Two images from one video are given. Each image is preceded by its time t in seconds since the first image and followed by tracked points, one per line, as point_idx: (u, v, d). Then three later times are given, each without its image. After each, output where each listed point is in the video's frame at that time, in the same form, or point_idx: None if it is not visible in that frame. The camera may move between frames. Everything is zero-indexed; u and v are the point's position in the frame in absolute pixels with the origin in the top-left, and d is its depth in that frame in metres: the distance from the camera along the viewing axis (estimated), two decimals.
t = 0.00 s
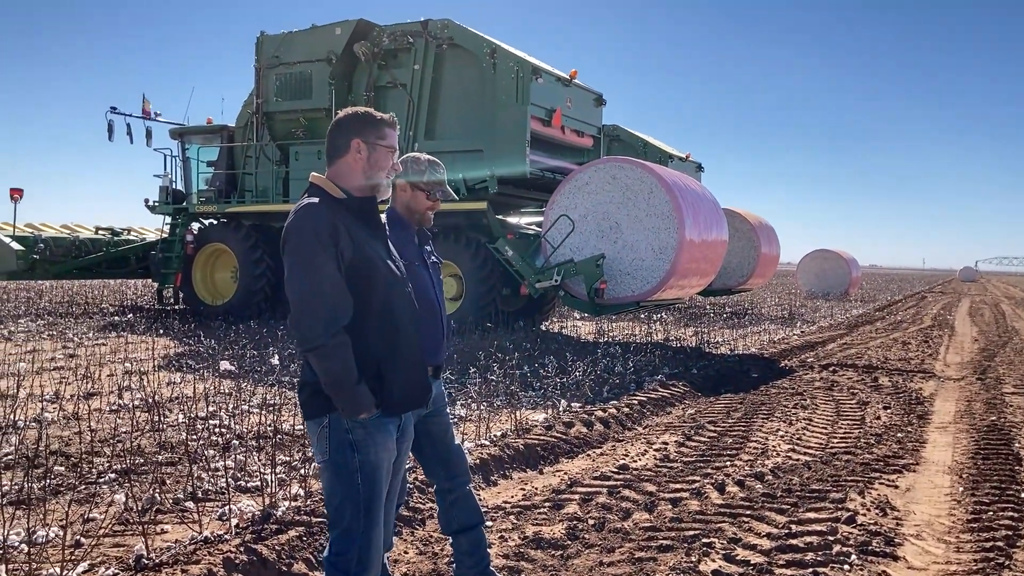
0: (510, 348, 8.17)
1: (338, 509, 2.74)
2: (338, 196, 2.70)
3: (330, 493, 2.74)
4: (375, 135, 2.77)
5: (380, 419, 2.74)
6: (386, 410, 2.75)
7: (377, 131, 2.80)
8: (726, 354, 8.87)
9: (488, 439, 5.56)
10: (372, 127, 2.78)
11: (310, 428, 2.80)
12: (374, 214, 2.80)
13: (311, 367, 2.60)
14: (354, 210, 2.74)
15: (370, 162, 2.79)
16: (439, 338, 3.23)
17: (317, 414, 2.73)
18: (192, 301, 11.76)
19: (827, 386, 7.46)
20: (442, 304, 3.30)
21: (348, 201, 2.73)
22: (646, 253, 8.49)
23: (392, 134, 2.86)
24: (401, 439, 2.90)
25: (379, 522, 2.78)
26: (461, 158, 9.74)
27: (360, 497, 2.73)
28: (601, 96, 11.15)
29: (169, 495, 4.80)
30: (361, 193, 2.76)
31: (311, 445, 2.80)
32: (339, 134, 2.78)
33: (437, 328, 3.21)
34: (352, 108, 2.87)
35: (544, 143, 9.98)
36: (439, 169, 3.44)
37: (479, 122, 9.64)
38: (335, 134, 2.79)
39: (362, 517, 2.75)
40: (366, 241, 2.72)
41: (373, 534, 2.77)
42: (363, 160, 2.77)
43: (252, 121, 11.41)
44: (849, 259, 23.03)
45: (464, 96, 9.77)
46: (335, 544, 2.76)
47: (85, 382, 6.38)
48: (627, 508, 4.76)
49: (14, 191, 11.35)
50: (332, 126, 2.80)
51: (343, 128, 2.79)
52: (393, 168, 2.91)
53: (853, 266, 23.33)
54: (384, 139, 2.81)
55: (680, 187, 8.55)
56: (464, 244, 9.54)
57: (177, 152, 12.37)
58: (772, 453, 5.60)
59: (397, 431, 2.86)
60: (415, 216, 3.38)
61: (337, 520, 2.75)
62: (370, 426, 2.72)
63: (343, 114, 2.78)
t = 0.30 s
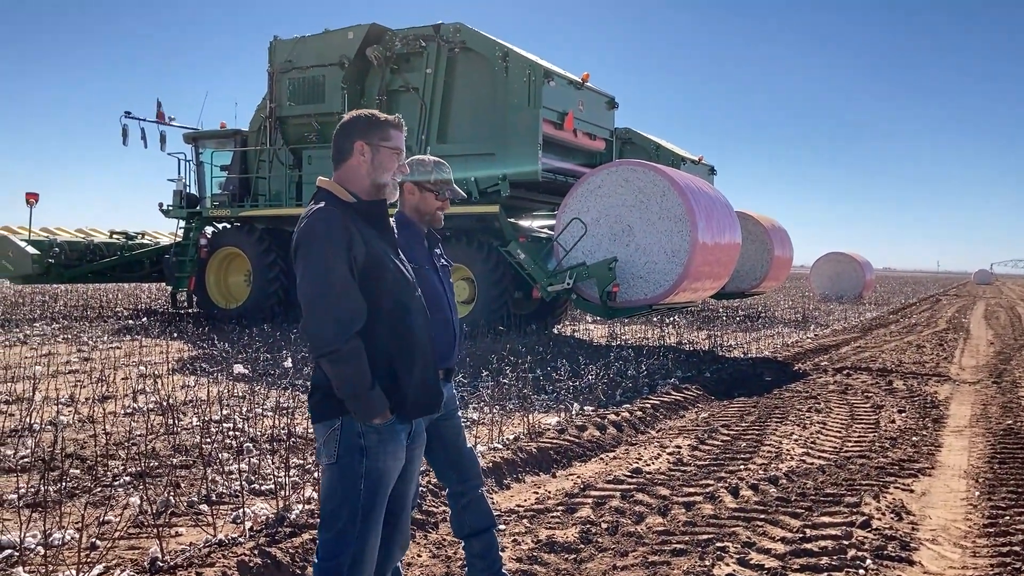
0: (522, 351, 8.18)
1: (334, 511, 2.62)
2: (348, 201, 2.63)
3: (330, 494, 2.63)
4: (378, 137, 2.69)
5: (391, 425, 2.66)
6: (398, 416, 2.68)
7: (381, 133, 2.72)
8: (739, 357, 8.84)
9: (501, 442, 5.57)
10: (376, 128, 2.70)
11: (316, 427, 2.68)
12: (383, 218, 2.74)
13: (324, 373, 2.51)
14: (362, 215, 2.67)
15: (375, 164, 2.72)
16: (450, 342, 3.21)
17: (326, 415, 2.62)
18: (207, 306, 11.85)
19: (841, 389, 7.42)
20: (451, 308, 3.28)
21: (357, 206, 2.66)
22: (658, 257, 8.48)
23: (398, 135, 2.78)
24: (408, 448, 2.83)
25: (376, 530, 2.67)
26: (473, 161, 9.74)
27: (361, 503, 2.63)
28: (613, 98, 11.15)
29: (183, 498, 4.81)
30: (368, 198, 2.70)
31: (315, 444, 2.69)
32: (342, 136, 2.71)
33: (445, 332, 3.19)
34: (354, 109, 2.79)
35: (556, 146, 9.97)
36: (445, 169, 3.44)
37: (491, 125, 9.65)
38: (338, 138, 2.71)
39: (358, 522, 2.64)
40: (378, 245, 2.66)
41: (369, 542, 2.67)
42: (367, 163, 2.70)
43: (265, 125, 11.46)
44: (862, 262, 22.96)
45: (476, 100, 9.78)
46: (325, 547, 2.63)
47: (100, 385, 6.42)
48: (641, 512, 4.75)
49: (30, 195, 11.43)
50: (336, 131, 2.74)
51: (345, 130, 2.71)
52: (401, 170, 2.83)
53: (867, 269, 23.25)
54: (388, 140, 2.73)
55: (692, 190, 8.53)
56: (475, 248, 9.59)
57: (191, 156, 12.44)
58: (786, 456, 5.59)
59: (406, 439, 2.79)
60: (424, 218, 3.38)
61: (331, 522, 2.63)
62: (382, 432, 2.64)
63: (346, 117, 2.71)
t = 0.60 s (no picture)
0: (533, 354, 8.17)
1: (333, 515, 2.59)
2: (365, 201, 2.63)
3: (329, 499, 2.60)
4: (397, 136, 2.70)
5: (393, 431, 2.63)
6: (401, 423, 2.67)
7: (399, 132, 2.73)
8: (751, 360, 8.81)
9: (512, 444, 5.57)
10: (393, 127, 2.71)
11: (319, 430, 2.67)
12: (399, 218, 2.74)
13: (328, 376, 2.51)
14: (378, 218, 2.67)
15: (393, 163, 2.72)
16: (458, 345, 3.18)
17: (329, 418, 2.60)
18: (219, 310, 11.89)
19: (854, 392, 7.38)
20: (460, 312, 3.25)
21: (374, 205, 2.66)
22: (670, 259, 8.46)
23: (416, 136, 2.79)
24: (412, 454, 2.80)
25: (377, 535, 2.63)
26: (484, 163, 9.75)
27: (360, 507, 2.60)
28: (624, 100, 11.14)
29: (196, 499, 4.82)
30: (386, 197, 2.70)
31: (317, 448, 2.68)
32: (361, 135, 2.71)
33: (453, 334, 3.16)
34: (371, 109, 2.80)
35: (567, 148, 9.97)
36: (449, 168, 3.45)
37: (503, 128, 9.65)
38: (357, 137, 2.73)
39: (357, 527, 2.60)
40: (390, 248, 2.65)
41: (369, 547, 2.63)
42: (385, 163, 2.71)
43: (278, 128, 11.51)
44: (876, 264, 22.84)
45: (487, 102, 9.80)
46: (324, 551, 2.60)
47: (114, 387, 6.45)
48: (653, 515, 4.73)
49: (44, 198, 11.51)
50: (354, 130, 2.75)
51: (363, 129, 2.72)
52: (417, 170, 2.84)
53: (880, 271, 23.13)
54: (406, 140, 2.74)
55: (705, 192, 8.51)
56: (486, 250, 9.63)
57: (204, 159, 12.49)
58: (799, 459, 5.56)
59: (410, 445, 2.76)
60: (433, 217, 3.38)
61: (330, 526, 2.60)
62: (385, 437, 2.61)
63: (365, 116, 2.72)
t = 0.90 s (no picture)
0: (543, 355, 8.17)
1: (341, 515, 2.59)
2: (381, 202, 2.64)
3: (338, 499, 2.60)
4: (424, 142, 2.72)
5: (403, 433, 2.63)
6: (410, 425, 2.66)
7: (424, 138, 2.75)
8: (763, 361, 8.78)
9: (523, 446, 5.57)
10: (419, 132, 2.73)
11: (329, 431, 2.67)
12: (414, 221, 2.75)
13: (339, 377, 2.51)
14: (389, 218, 2.66)
15: (416, 169, 2.74)
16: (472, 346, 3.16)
17: (339, 419, 2.60)
18: (231, 311, 11.93)
19: (866, 394, 7.35)
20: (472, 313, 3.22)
21: (391, 208, 2.67)
22: (682, 260, 8.44)
23: (436, 142, 2.82)
24: (422, 456, 2.79)
25: (385, 536, 2.62)
26: (495, 165, 9.77)
27: (369, 508, 2.59)
28: (635, 101, 11.13)
29: (207, 500, 4.83)
30: (406, 201, 2.71)
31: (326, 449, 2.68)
32: (386, 135, 2.70)
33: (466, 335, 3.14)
34: (397, 108, 2.78)
35: (578, 149, 9.96)
36: (456, 165, 3.44)
37: (514, 129, 9.65)
38: (381, 136, 2.70)
39: (366, 528, 2.60)
40: (402, 250, 2.64)
41: (378, 548, 2.62)
42: (410, 167, 2.71)
43: (289, 130, 11.55)
44: (888, 266, 22.73)
45: (498, 103, 9.81)
46: (332, 551, 2.61)
47: (126, 388, 6.48)
48: (664, 517, 4.71)
49: (56, 200, 11.58)
50: (376, 126, 2.71)
51: (390, 129, 2.70)
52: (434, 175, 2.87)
53: (893, 272, 23.01)
54: (429, 145, 2.77)
55: (716, 194, 8.49)
56: (497, 251, 9.64)
57: (216, 161, 12.54)
58: (811, 461, 5.54)
59: (419, 446, 2.75)
60: (442, 216, 3.37)
61: (338, 527, 2.61)
62: (394, 439, 2.61)
63: (392, 115, 2.70)
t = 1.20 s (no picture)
0: (555, 356, 8.18)
1: (360, 516, 2.59)
2: (400, 204, 2.64)
3: (356, 500, 2.60)
4: (443, 146, 2.74)
5: (422, 433, 2.64)
6: (430, 426, 2.67)
7: (442, 143, 2.77)
8: (775, 363, 8.74)
9: (533, 447, 5.57)
10: (438, 136, 2.75)
11: (347, 431, 2.66)
12: (430, 224, 2.76)
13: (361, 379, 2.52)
14: (409, 222, 2.67)
15: (434, 172, 2.75)
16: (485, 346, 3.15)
17: (358, 420, 2.60)
18: (242, 312, 11.96)
19: (879, 395, 7.32)
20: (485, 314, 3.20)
21: (409, 211, 2.68)
22: (693, 261, 8.43)
23: (453, 147, 2.85)
24: (438, 455, 2.80)
25: (403, 536, 2.63)
26: (506, 166, 9.77)
27: (388, 509, 2.60)
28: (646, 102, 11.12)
29: (219, 500, 4.84)
30: (423, 204, 2.72)
31: (343, 449, 2.66)
32: (406, 138, 2.70)
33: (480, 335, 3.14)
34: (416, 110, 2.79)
35: (589, 150, 9.95)
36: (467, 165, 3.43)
37: (525, 130, 9.66)
38: (399, 137, 2.71)
39: (385, 528, 2.60)
40: (422, 253, 2.64)
41: (394, 548, 2.63)
42: (429, 171, 2.73)
43: (301, 132, 11.59)
44: (901, 267, 22.60)
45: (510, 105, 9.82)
46: (349, 551, 2.60)
47: (139, 388, 6.52)
48: (675, 519, 4.70)
49: (68, 202, 11.66)
50: (394, 128, 2.72)
51: (410, 131, 2.71)
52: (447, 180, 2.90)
53: (906, 273, 22.89)
54: (446, 150, 2.79)
55: (728, 195, 8.46)
56: (508, 252, 9.65)
57: (228, 162, 12.59)
58: (824, 463, 5.51)
59: (437, 446, 2.76)
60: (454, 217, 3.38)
61: (356, 527, 2.60)
62: (413, 439, 2.62)
63: (412, 117, 2.71)
